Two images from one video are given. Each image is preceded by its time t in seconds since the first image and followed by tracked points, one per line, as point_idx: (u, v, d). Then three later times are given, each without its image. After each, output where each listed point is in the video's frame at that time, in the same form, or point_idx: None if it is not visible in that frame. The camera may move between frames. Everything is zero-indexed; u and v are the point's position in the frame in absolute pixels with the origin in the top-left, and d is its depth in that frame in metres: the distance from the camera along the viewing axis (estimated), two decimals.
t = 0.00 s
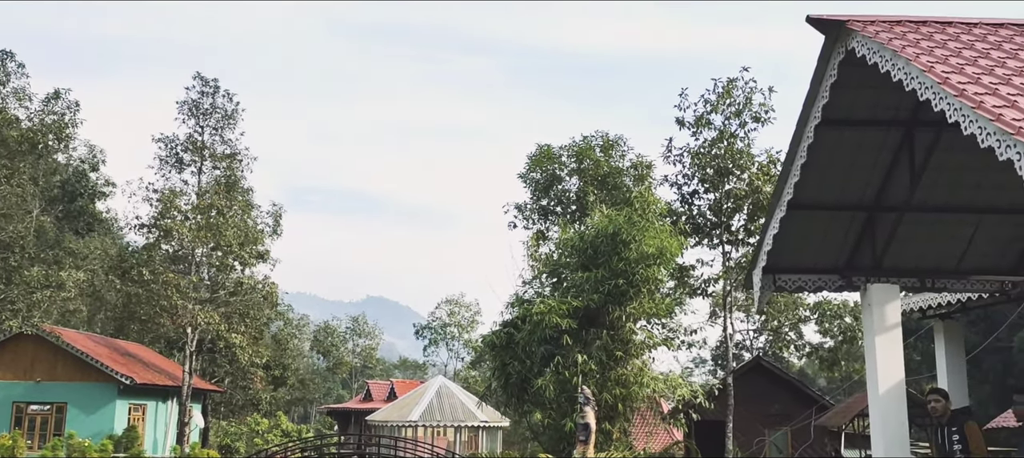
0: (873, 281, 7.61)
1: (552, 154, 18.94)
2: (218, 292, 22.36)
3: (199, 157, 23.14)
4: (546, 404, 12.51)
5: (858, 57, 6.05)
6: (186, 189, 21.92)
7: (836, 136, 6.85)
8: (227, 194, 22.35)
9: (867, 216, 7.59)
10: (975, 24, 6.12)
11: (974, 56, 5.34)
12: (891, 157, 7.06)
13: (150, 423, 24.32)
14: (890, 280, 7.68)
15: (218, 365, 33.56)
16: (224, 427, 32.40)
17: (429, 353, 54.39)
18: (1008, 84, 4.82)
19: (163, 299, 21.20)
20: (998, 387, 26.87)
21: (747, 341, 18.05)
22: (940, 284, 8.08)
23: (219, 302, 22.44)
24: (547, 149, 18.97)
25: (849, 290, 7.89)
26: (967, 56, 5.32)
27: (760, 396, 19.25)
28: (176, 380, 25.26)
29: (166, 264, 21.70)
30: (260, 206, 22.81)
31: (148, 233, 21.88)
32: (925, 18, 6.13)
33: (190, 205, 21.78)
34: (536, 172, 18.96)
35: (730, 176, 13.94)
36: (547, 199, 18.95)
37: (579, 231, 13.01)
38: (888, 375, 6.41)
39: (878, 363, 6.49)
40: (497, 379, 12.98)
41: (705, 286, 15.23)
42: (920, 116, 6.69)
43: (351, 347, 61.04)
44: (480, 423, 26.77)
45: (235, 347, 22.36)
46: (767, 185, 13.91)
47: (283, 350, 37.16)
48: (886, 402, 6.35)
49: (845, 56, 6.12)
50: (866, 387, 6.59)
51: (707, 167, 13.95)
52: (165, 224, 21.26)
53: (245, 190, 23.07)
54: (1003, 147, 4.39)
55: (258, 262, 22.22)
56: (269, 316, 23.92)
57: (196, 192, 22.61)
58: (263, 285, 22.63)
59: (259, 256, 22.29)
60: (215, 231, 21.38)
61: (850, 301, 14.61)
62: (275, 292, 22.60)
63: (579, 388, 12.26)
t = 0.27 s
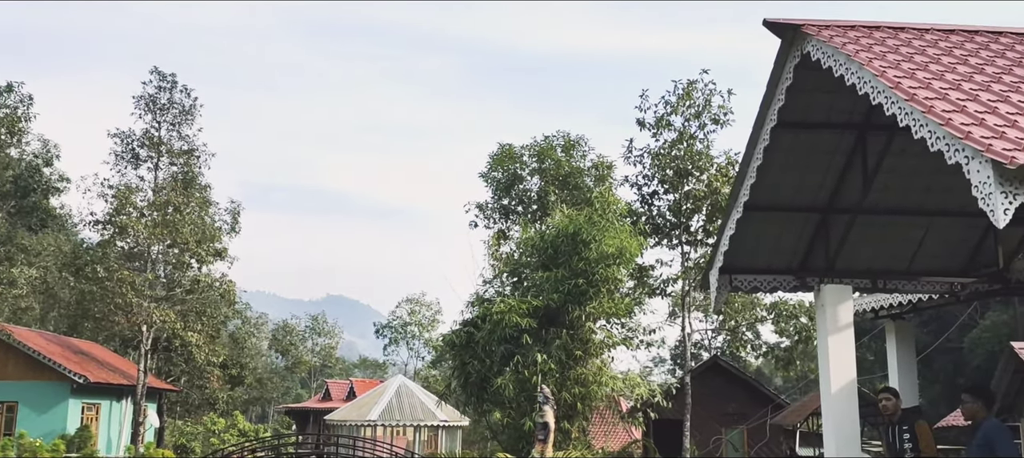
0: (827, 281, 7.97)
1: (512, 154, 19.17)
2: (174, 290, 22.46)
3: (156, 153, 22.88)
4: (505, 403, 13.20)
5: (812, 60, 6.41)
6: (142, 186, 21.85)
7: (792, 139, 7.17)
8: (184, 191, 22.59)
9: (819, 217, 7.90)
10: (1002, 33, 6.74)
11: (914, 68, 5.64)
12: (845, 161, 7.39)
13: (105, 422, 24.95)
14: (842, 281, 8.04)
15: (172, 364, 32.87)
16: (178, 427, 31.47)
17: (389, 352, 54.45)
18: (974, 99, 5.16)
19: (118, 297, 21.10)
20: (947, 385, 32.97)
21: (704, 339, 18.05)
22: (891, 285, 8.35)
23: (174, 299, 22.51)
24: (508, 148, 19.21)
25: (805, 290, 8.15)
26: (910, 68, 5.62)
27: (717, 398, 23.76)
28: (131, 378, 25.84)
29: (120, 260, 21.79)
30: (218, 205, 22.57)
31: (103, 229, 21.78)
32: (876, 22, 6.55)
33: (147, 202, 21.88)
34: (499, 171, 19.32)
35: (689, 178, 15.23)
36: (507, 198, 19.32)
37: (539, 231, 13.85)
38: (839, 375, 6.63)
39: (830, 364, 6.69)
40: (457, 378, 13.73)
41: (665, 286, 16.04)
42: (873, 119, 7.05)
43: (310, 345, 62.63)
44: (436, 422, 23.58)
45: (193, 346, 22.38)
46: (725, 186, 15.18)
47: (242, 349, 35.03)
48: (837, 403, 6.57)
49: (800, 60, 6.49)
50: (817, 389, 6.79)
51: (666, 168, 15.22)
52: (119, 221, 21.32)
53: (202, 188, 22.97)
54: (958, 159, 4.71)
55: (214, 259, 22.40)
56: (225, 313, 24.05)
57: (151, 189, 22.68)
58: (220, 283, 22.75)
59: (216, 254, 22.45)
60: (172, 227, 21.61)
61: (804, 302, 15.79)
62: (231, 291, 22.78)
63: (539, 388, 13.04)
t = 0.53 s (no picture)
0: (784, 283, 8.37)
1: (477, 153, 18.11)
2: (133, 288, 20.33)
3: (115, 147, 20.54)
4: (467, 402, 12.93)
5: (772, 64, 6.64)
6: (102, 179, 19.79)
7: (752, 141, 7.48)
8: (144, 187, 20.34)
9: (779, 220, 8.32)
10: (958, 39, 6.99)
11: (875, 75, 5.87)
12: (803, 164, 7.77)
13: (60, 420, 22.70)
14: (799, 281, 8.45)
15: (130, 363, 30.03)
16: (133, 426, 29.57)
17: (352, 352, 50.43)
18: (926, 105, 5.45)
19: (74, 293, 19.25)
20: (902, 384, 34.54)
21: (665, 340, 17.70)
22: (847, 287, 8.77)
23: (133, 298, 20.43)
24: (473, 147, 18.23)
25: (762, 291, 8.62)
26: (871, 74, 5.84)
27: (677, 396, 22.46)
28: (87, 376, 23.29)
29: (77, 258, 19.69)
30: (178, 200, 20.56)
31: (60, 225, 19.74)
32: (851, 27, 6.84)
33: (105, 198, 19.85)
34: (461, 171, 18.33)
35: (652, 179, 14.86)
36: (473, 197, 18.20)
37: (504, 230, 13.60)
38: (794, 374, 6.91)
39: (786, 362, 6.97)
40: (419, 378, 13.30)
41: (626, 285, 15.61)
42: (831, 124, 7.40)
43: (272, 345, 59.60)
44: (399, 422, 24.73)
45: (151, 345, 20.54)
46: (687, 188, 14.86)
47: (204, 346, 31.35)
48: (791, 402, 6.79)
49: (759, 64, 6.70)
50: (773, 390, 7.03)
51: (630, 169, 14.85)
52: (76, 217, 19.28)
53: (164, 184, 20.82)
54: (912, 164, 5.01)
55: (174, 256, 20.46)
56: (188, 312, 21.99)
57: (109, 185, 20.45)
58: (180, 281, 20.79)
59: (178, 252, 20.49)
60: (130, 224, 19.57)
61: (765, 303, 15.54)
62: (192, 289, 20.81)
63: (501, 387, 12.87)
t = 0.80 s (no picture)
0: (743, 282, 8.89)
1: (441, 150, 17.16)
2: (89, 282, 18.98)
3: (71, 140, 19.53)
4: (429, 401, 12.83)
5: (732, 66, 7.17)
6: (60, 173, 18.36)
7: (712, 142, 7.96)
8: (101, 180, 19.22)
9: (738, 220, 8.82)
10: (934, 49, 7.81)
11: (821, 72, 6.54)
12: (762, 166, 8.25)
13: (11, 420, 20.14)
14: (757, 282, 8.94)
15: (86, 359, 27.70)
16: (92, 423, 29.05)
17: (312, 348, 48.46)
18: (883, 109, 5.98)
19: (29, 289, 17.64)
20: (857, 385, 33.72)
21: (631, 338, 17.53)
22: (804, 288, 9.20)
23: (89, 294, 18.99)
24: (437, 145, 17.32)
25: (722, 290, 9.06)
26: (820, 73, 6.49)
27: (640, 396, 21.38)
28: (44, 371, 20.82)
29: (34, 251, 18.21)
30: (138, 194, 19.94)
31: (15, 218, 18.44)
32: (794, 33, 7.46)
33: (63, 191, 18.39)
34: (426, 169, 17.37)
35: (616, 178, 14.28)
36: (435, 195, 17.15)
37: (468, 229, 13.56)
38: (752, 374, 7.56)
39: (745, 363, 7.63)
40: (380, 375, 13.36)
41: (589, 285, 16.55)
42: (789, 126, 7.91)
43: (231, 342, 58.05)
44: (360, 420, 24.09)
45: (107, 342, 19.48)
46: (651, 188, 14.38)
47: (160, 343, 30.41)
48: (752, 398, 7.48)
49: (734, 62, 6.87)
50: (733, 386, 7.71)
51: (594, 168, 14.26)
52: (32, 211, 17.87)
53: (123, 179, 19.93)
54: (869, 167, 5.46)
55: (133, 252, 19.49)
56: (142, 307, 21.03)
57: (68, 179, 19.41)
58: (139, 276, 19.57)
59: (137, 247, 19.47)
60: (88, 218, 18.14)
61: (726, 302, 15.07)
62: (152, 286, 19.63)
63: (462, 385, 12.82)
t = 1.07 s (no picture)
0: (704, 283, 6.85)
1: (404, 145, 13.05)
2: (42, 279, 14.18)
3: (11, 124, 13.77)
4: (387, 394, 8.94)
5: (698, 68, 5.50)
6: None
7: (671, 142, 6.11)
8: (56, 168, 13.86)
9: (697, 220, 6.81)
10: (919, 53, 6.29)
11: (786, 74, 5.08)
12: (721, 168, 6.36)
13: None
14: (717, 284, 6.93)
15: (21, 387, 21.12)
16: None
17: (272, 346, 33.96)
18: (826, 120, 4.48)
19: None
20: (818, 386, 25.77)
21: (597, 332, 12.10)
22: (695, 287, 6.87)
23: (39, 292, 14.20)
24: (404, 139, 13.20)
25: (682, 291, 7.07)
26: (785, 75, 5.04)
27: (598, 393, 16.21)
28: None
29: None
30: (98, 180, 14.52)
31: None
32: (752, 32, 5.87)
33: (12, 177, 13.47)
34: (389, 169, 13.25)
35: (579, 179, 10.52)
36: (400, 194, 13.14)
37: (432, 223, 9.49)
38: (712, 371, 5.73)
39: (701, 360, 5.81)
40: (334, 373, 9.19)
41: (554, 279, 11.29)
42: (751, 125, 6.03)
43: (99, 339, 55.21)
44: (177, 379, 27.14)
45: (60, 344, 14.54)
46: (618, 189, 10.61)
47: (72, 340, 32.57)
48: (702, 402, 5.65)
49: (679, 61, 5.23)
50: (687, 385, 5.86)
51: (556, 168, 10.52)
52: None
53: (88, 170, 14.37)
54: None
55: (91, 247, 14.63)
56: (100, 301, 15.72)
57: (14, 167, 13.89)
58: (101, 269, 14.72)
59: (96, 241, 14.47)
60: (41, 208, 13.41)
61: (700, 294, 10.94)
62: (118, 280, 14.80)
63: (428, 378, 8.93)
